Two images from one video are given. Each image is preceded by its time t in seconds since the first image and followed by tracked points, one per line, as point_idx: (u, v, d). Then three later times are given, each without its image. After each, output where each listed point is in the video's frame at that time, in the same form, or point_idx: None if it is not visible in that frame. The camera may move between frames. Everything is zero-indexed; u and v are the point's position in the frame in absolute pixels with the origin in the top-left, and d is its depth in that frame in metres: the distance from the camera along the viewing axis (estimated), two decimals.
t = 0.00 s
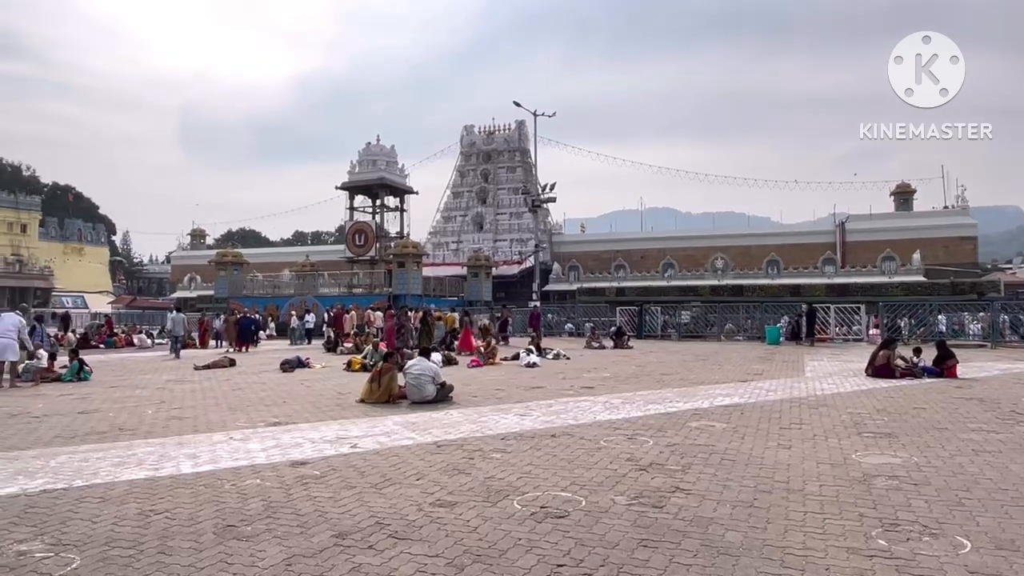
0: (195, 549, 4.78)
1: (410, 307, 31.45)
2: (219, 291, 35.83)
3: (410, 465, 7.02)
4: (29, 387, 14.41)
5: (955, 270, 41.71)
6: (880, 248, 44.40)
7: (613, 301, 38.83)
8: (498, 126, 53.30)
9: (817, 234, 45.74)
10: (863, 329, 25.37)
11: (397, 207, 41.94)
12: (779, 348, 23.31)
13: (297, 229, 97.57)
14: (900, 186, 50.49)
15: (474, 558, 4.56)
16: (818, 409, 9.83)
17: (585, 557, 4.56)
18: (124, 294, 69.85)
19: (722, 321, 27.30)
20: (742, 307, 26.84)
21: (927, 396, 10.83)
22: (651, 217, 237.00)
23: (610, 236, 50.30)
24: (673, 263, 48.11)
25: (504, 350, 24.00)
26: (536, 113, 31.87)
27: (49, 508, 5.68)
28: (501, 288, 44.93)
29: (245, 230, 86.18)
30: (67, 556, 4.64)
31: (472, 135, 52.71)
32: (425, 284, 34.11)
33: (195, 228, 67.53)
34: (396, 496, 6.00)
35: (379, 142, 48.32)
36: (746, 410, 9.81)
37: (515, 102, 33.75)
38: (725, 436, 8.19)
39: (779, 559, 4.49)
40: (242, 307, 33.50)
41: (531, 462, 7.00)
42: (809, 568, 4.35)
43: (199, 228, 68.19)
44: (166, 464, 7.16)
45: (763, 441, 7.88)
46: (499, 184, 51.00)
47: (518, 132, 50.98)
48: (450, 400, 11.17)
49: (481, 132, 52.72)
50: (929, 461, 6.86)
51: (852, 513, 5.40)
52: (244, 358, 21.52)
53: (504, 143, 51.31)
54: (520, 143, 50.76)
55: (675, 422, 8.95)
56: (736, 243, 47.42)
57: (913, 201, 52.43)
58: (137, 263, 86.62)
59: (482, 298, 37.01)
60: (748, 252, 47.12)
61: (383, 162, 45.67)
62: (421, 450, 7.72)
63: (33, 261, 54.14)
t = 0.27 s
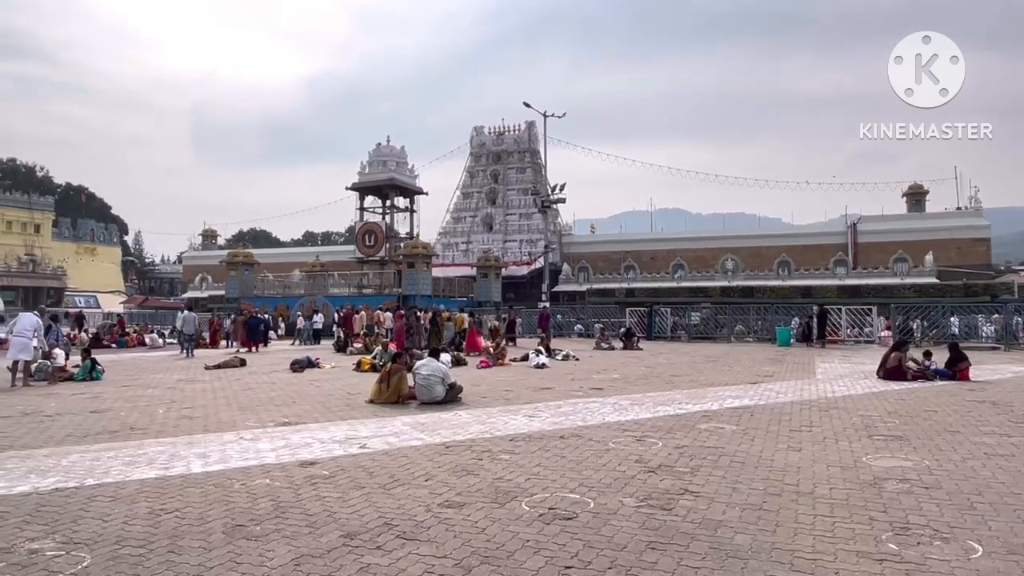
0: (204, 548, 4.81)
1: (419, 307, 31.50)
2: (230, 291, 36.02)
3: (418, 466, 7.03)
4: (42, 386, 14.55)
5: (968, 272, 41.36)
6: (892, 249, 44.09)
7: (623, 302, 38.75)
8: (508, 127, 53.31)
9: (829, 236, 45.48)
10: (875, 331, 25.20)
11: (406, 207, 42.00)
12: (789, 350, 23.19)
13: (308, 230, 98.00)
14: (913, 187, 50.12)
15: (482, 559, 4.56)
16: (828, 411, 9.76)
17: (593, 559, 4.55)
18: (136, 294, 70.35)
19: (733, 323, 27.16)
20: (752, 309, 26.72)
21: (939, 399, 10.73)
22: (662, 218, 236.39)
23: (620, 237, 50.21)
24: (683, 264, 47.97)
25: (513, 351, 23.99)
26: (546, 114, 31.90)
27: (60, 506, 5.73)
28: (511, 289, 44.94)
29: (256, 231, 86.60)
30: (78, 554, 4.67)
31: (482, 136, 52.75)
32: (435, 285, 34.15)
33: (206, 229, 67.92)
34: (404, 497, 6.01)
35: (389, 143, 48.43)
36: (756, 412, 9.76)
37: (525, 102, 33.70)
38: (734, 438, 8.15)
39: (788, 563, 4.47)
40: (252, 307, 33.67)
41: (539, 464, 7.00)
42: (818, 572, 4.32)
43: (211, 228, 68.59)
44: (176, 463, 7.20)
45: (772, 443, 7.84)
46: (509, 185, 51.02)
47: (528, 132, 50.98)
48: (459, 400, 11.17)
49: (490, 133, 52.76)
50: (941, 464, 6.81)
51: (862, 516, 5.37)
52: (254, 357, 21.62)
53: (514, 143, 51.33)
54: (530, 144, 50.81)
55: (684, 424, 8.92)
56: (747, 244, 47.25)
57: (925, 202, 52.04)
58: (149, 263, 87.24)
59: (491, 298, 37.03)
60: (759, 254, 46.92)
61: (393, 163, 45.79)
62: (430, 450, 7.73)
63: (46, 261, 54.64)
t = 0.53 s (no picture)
0: (211, 547, 4.83)
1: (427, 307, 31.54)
2: (238, 290, 36.16)
3: (424, 466, 7.04)
4: (52, 385, 14.65)
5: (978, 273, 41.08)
6: (901, 250, 43.85)
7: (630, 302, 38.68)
8: (516, 127, 53.32)
9: (838, 236, 45.28)
10: (884, 333, 25.07)
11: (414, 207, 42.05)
12: (797, 351, 23.11)
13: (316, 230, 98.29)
14: (923, 187, 49.83)
15: (488, 560, 4.56)
16: (837, 413, 9.72)
17: (599, 560, 4.55)
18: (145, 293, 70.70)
19: (741, 324, 27.07)
20: (760, 309, 26.63)
21: (949, 401, 10.66)
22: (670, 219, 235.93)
23: (627, 237, 50.15)
24: (691, 265, 47.86)
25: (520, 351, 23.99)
26: (553, 114, 31.88)
27: (68, 505, 5.76)
28: (518, 289, 44.94)
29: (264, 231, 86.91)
30: (86, 552, 4.70)
31: (490, 136, 52.78)
32: (442, 285, 34.18)
33: (215, 229, 68.20)
34: (411, 496, 6.02)
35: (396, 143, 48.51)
36: (763, 413, 9.72)
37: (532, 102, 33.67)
38: (741, 439, 8.13)
39: (794, 565, 4.45)
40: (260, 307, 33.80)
41: (546, 464, 6.99)
42: None
43: (219, 228, 68.89)
44: (183, 462, 7.24)
45: (780, 445, 7.80)
46: (516, 185, 51.04)
47: (536, 132, 50.98)
48: (466, 400, 11.17)
49: (498, 133, 52.78)
50: (950, 467, 6.76)
51: (869, 519, 5.34)
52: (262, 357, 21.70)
53: (521, 144, 51.35)
54: (537, 144, 50.92)
55: (690, 426, 8.90)
56: (755, 244, 47.10)
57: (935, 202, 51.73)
58: (158, 263, 87.74)
59: (498, 299, 37.03)
60: (768, 254, 46.76)
61: (401, 163, 45.88)
62: (437, 450, 7.74)
63: (57, 261, 55.05)
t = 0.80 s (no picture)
0: (216, 546, 4.84)
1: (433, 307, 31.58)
2: (246, 290, 36.31)
3: (430, 466, 7.05)
4: (60, 383, 14.74)
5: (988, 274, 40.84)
6: (910, 251, 43.64)
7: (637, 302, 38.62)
8: (523, 127, 53.34)
9: (846, 237, 45.07)
10: (892, 334, 24.96)
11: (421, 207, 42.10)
12: (805, 352, 23.03)
13: (323, 230, 98.61)
14: (932, 187, 49.59)
15: (492, 560, 4.56)
16: (844, 414, 9.68)
17: (603, 561, 4.54)
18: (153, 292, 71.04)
19: (748, 324, 26.99)
20: (768, 310, 26.56)
21: (958, 402, 10.60)
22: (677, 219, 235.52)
23: (634, 237, 50.09)
24: (698, 265, 47.75)
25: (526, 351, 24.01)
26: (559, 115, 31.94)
27: (75, 502, 5.79)
28: (525, 289, 44.94)
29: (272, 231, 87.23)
30: (92, 550, 4.73)
31: (497, 136, 52.83)
32: (449, 285, 34.22)
33: (223, 229, 68.49)
34: (415, 496, 6.02)
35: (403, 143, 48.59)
36: (769, 414, 9.69)
37: (539, 102, 33.63)
38: (747, 440, 8.10)
39: (799, 567, 4.44)
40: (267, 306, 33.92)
41: (550, 464, 6.99)
42: None
43: (227, 228, 69.17)
44: (189, 461, 7.27)
45: (786, 446, 7.78)
46: (523, 185, 51.06)
47: (543, 133, 51.01)
48: (471, 400, 11.18)
49: (505, 133, 52.81)
50: (957, 469, 6.73)
51: (875, 520, 5.32)
52: (269, 356, 21.77)
53: (528, 144, 51.38)
54: (544, 144, 50.84)
55: (696, 426, 8.88)
56: (763, 245, 46.96)
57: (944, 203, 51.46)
58: (167, 262, 88.19)
59: (505, 299, 37.05)
60: (775, 255, 46.62)
61: (408, 163, 45.96)
62: (442, 450, 7.75)
63: (66, 260, 55.40)
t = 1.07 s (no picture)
0: (220, 545, 4.85)
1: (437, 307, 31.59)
2: (251, 289, 36.35)
3: (433, 465, 7.06)
4: (66, 381, 14.80)
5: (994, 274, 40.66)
6: (916, 251, 43.49)
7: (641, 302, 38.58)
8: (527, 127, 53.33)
9: (852, 236, 44.94)
10: (897, 334, 24.88)
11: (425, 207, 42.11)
12: (809, 352, 22.97)
13: (328, 229, 98.76)
14: (938, 187, 49.41)
15: (495, 559, 4.56)
16: (848, 415, 9.65)
17: (606, 561, 4.54)
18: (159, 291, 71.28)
19: (753, 324, 26.93)
20: (772, 310, 26.51)
21: (963, 403, 10.55)
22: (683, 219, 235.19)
23: (639, 237, 50.04)
24: (703, 265, 47.68)
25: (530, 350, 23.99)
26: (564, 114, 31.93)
27: (80, 500, 5.81)
28: (529, 289, 44.93)
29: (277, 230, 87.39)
30: (96, 548, 4.74)
31: (502, 136, 52.82)
32: (453, 284, 34.23)
33: (228, 228, 68.64)
34: (419, 496, 6.03)
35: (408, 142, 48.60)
36: (774, 415, 9.67)
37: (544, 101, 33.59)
38: (752, 440, 8.09)
39: (803, 568, 4.43)
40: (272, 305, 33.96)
41: (554, 464, 6.99)
42: None
43: (232, 227, 69.33)
44: (194, 459, 7.29)
45: (791, 446, 7.76)
46: (527, 185, 51.05)
47: (548, 132, 50.99)
48: (475, 400, 11.17)
49: (510, 133, 52.80)
50: (963, 470, 6.70)
51: (880, 521, 5.30)
52: (274, 355, 21.81)
53: (533, 143, 51.36)
54: (549, 144, 50.84)
55: (700, 426, 8.87)
56: (768, 245, 46.84)
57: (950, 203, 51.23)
58: (172, 262, 88.48)
59: (509, 298, 37.04)
60: (780, 255, 46.51)
61: (413, 162, 45.99)
62: (446, 449, 7.75)
63: (72, 259, 55.58)
